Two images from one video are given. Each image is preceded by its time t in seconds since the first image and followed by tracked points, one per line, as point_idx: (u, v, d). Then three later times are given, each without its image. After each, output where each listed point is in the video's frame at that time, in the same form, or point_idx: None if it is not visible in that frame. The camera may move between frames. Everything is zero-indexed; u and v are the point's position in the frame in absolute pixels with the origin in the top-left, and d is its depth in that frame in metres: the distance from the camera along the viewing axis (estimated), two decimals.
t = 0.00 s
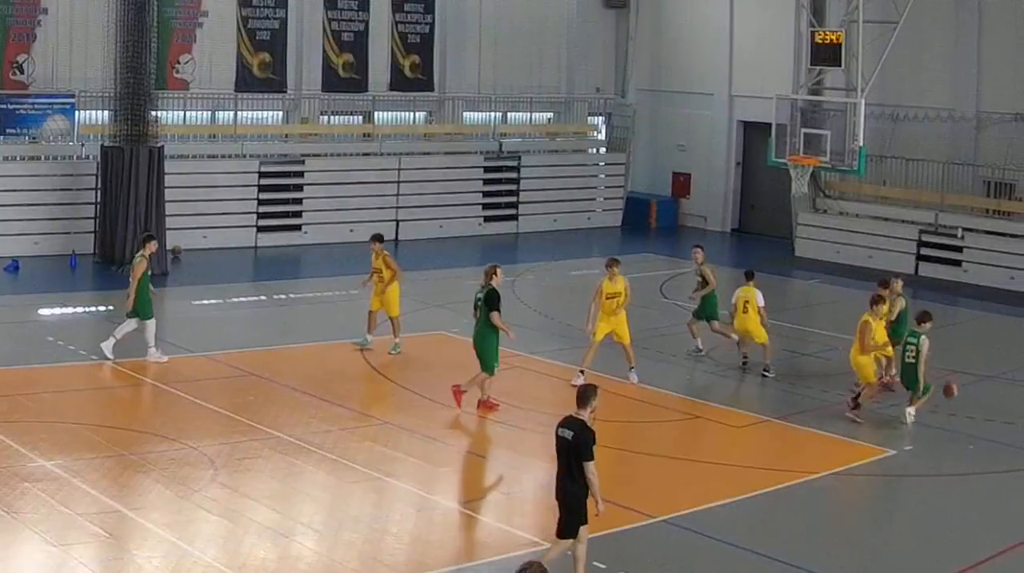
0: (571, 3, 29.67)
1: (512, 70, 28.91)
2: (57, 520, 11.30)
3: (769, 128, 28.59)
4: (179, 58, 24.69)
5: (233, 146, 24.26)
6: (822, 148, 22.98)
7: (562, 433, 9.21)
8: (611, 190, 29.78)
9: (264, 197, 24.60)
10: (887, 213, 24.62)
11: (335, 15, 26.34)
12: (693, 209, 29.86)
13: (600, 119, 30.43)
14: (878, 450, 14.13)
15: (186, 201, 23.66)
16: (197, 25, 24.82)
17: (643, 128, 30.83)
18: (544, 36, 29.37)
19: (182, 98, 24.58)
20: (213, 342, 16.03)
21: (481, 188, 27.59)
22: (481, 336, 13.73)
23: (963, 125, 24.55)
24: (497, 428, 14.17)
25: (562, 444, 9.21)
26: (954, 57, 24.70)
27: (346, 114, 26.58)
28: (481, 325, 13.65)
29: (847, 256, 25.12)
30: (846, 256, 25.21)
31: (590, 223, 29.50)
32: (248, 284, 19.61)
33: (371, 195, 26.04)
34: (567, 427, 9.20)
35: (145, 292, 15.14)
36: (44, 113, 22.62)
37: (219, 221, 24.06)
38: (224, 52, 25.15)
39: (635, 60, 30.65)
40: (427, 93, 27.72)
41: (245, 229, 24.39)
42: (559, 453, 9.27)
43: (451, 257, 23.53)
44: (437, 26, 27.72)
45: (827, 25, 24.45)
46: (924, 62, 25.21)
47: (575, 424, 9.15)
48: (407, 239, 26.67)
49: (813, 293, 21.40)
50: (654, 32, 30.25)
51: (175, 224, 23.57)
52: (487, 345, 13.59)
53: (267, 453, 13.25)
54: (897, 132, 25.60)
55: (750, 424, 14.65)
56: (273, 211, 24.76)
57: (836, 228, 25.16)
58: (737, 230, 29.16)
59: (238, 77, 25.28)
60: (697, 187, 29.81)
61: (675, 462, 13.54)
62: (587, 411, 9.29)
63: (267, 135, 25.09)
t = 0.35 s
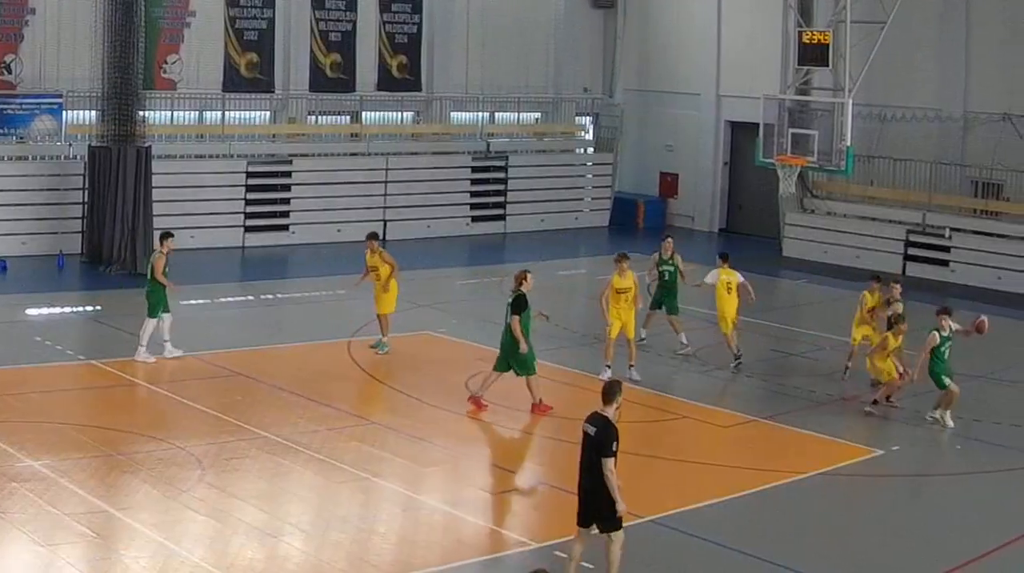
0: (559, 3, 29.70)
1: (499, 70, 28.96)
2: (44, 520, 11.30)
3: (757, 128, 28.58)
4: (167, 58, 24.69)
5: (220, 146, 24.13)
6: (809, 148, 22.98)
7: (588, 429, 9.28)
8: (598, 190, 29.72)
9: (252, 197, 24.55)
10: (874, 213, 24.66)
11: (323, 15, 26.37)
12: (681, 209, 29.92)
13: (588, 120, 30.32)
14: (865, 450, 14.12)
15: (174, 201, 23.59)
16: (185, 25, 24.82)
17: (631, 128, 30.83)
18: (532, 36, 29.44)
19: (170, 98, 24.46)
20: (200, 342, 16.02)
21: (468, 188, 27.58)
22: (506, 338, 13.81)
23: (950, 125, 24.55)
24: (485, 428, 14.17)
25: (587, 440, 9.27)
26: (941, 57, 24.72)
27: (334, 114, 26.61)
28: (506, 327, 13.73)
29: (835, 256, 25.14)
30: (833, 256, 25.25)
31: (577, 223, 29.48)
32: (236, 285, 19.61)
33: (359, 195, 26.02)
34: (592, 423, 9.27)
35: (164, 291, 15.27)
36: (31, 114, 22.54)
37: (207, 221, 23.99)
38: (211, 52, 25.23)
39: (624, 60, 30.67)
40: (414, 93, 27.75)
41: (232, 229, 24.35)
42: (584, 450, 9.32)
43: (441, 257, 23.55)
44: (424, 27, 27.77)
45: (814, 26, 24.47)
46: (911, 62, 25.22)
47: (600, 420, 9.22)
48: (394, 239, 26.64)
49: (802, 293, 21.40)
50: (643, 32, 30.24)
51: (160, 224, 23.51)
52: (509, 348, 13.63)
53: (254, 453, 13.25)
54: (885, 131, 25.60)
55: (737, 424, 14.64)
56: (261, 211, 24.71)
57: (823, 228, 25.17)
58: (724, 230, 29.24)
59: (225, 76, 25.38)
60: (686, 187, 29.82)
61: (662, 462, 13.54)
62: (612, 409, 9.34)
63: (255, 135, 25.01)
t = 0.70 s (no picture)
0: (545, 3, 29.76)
1: (485, 70, 29.10)
2: (30, 520, 11.31)
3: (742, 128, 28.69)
4: (153, 57, 24.69)
5: (205, 146, 24.11)
6: (794, 148, 22.99)
7: (615, 431, 9.33)
8: (584, 191, 29.78)
9: (238, 197, 24.49)
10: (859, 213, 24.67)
11: (308, 15, 26.40)
12: (667, 209, 29.89)
13: (573, 119, 30.52)
14: (851, 450, 14.13)
15: (160, 201, 23.54)
16: (170, 25, 24.82)
17: (618, 128, 30.80)
18: (517, 36, 29.52)
19: (156, 98, 24.53)
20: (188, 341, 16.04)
21: (454, 188, 27.52)
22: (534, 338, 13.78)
23: (936, 125, 24.56)
24: (469, 428, 14.18)
25: (614, 442, 9.33)
26: (927, 57, 24.75)
27: (320, 114, 26.61)
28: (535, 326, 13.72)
29: (820, 256, 25.15)
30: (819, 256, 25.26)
31: (563, 223, 29.51)
32: (222, 285, 19.61)
33: (345, 195, 25.98)
34: (619, 426, 9.33)
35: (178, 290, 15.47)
36: (17, 114, 22.56)
37: (192, 221, 23.95)
38: (196, 52, 25.20)
39: (610, 60, 30.69)
40: (400, 93, 27.77)
41: (218, 229, 24.30)
42: (610, 454, 9.36)
43: (430, 257, 23.56)
44: (409, 27, 27.80)
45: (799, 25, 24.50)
46: (896, 62, 25.27)
47: (628, 423, 9.28)
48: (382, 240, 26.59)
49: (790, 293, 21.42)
50: (630, 32, 30.24)
51: (147, 224, 23.42)
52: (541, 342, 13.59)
53: (240, 454, 13.26)
54: (871, 132, 25.64)
55: (722, 424, 14.65)
56: (247, 211, 24.67)
57: (809, 228, 25.19)
58: (711, 230, 29.21)
59: (210, 76, 25.37)
60: (672, 186, 29.82)
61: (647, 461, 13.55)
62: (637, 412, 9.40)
63: (240, 135, 24.99)
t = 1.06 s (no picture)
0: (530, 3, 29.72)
1: (470, 70, 29.00)
2: (15, 520, 11.30)
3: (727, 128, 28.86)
4: (138, 57, 24.48)
5: (191, 146, 24.07)
6: (779, 148, 22.98)
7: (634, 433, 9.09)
8: (568, 190, 29.89)
9: (223, 197, 24.48)
10: (842, 212, 24.70)
11: (294, 15, 26.29)
12: (652, 209, 30.12)
13: (559, 120, 30.46)
14: (837, 450, 14.13)
15: (146, 202, 23.46)
16: (156, 26, 24.64)
17: (603, 127, 31.08)
18: (503, 35, 29.47)
19: (141, 98, 24.29)
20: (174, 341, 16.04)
21: (438, 188, 27.62)
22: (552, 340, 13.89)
23: (922, 125, 24.59)
24: (455, 428, 14.19)
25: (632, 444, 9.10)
26: (913, 56, 24.77)
27: (305, 114, 26.48)
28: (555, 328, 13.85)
29: (805, 256, 25.13)
30: (804, 256, 25.22)
31: (547, 223, 29.63)
32: (208, 285, 19.60)
33: (330, 195, 26.04)
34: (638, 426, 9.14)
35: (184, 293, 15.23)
36: (2, 114, 22.40)
37: (177, 221, 23.93)
38: (182, 51, 25.02)
39: (596, 61, 30.74)
40: (386, 93, 27.70)
41: (203, 229, 24.27)
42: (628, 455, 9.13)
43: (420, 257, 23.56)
44: (394, 27, 27.75)
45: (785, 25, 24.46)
46: (883, 62, 25.27)
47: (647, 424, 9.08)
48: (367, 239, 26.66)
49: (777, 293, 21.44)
50: (617, 32, 30.37)
51: (132, 224, 23.32)
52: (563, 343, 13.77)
53: (224, 453, 13.26)
54: (857, 132, 25.65)
55: (709, 424, 14.67)
56: (232, 211, 24.66)
57: (794, 228, 25.16)
58: (695, 230, 29.47)
59: (196, 77, 25.20)
60: (657, 187, 30.01)
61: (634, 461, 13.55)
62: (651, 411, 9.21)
63: (226, 134, 24.90)
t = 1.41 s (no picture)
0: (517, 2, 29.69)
1: (458, 70, 28.98)
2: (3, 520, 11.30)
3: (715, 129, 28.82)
4: (126, 58, 24.54)
5: (179, 146, 24.11)
6: (767, 148, 22.99)
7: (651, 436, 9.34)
8: (557, 190, 29.86)
9: (210, 197, 24.53)
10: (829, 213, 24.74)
11: (282, 15, 26.27)
12: (640, 209, 30.08)
13: (546, 120, 30.48)
14: (825, 450, 14.13)
15: (134, 201, 23.53)
16: (143, 25, 24.69)
17: (589, 126, 31.06)
18: (491, 36, 29.44)
19: (128, 98, 24.36)
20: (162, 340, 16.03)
21: (426, 188, 27.58)
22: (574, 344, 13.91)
23: (910, 125, 24.63)
24: (442, 428, 14.18)
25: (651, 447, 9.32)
26: (902, 56, 24.78)
27: (293, 114, 26.46)
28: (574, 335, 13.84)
29: (794, 256, 25.14)
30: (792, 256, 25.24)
31: (535, 223, 29.63)
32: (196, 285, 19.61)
33: (317, 195, 26.03)
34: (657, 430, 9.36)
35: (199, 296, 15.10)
36: None
37: (165, 221, 23.98)
38: (169, 52, 25.07)
39: (584, 61, 30.74)
40: (373, 93, 27.69)
41: (190, 230, 24.35)
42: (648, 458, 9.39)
43: (398, 257, 23.54)
44: (382, 27, 27.72)
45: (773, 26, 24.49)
46: (872, 62, 25.28)
47: (663, 426, 9.29)
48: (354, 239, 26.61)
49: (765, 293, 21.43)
50: (606, 31, 30.34)
51: (120, 224, 23.41)
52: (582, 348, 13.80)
53: (212, 453, 13.26)
54: (845, 131, 25.67)
55: (698, 423, 14.67)
56: (219, 211, 24.70)
57: (782, 228, 25.17)
58: (683, 230, 29.41)
59: (184, 77, 25.23)
60: (645, 187, 30.00)
61: (623, 461, 13.54)
62: (668, 416, 9.45)
63: (213, 134, 24.93)
